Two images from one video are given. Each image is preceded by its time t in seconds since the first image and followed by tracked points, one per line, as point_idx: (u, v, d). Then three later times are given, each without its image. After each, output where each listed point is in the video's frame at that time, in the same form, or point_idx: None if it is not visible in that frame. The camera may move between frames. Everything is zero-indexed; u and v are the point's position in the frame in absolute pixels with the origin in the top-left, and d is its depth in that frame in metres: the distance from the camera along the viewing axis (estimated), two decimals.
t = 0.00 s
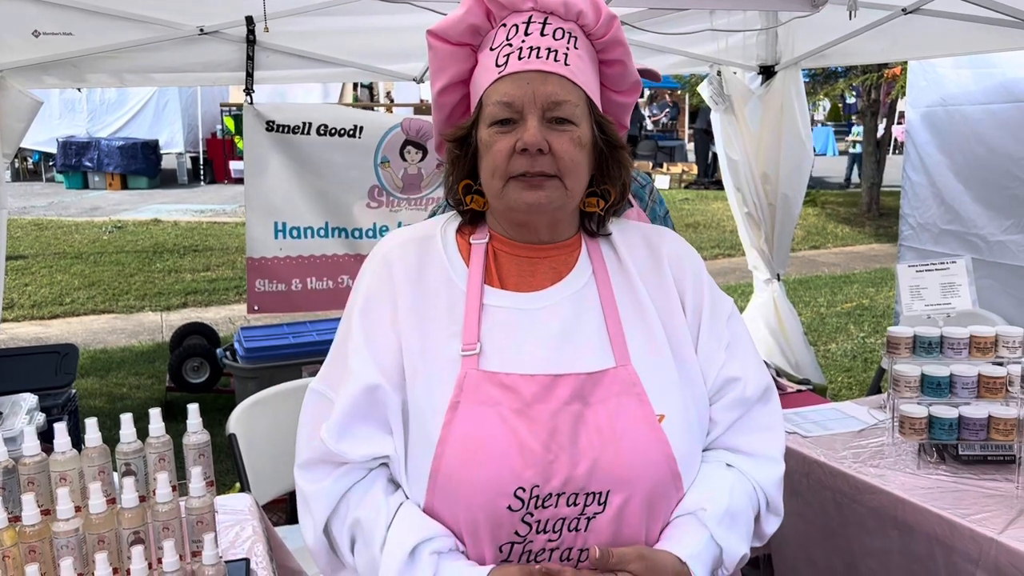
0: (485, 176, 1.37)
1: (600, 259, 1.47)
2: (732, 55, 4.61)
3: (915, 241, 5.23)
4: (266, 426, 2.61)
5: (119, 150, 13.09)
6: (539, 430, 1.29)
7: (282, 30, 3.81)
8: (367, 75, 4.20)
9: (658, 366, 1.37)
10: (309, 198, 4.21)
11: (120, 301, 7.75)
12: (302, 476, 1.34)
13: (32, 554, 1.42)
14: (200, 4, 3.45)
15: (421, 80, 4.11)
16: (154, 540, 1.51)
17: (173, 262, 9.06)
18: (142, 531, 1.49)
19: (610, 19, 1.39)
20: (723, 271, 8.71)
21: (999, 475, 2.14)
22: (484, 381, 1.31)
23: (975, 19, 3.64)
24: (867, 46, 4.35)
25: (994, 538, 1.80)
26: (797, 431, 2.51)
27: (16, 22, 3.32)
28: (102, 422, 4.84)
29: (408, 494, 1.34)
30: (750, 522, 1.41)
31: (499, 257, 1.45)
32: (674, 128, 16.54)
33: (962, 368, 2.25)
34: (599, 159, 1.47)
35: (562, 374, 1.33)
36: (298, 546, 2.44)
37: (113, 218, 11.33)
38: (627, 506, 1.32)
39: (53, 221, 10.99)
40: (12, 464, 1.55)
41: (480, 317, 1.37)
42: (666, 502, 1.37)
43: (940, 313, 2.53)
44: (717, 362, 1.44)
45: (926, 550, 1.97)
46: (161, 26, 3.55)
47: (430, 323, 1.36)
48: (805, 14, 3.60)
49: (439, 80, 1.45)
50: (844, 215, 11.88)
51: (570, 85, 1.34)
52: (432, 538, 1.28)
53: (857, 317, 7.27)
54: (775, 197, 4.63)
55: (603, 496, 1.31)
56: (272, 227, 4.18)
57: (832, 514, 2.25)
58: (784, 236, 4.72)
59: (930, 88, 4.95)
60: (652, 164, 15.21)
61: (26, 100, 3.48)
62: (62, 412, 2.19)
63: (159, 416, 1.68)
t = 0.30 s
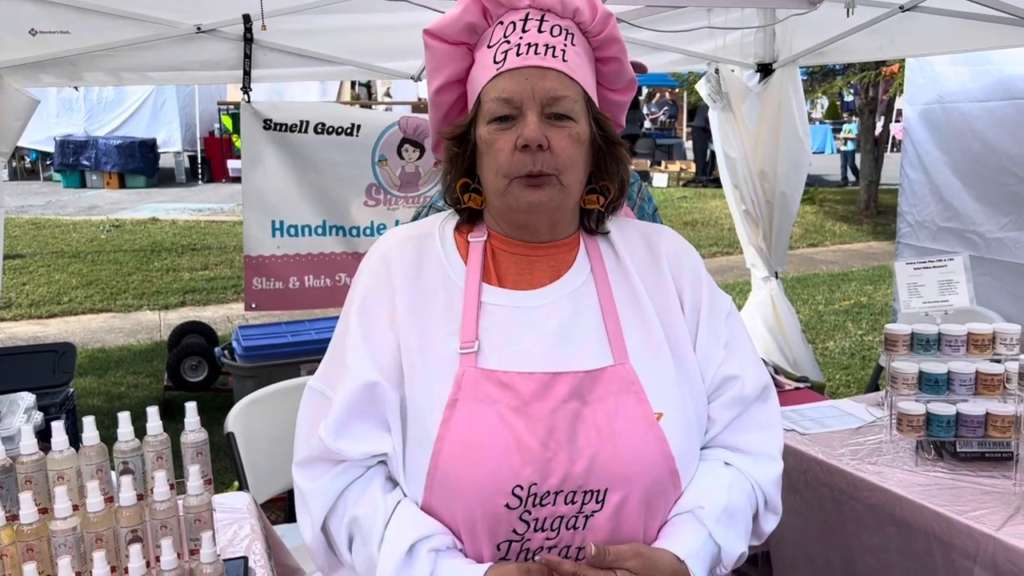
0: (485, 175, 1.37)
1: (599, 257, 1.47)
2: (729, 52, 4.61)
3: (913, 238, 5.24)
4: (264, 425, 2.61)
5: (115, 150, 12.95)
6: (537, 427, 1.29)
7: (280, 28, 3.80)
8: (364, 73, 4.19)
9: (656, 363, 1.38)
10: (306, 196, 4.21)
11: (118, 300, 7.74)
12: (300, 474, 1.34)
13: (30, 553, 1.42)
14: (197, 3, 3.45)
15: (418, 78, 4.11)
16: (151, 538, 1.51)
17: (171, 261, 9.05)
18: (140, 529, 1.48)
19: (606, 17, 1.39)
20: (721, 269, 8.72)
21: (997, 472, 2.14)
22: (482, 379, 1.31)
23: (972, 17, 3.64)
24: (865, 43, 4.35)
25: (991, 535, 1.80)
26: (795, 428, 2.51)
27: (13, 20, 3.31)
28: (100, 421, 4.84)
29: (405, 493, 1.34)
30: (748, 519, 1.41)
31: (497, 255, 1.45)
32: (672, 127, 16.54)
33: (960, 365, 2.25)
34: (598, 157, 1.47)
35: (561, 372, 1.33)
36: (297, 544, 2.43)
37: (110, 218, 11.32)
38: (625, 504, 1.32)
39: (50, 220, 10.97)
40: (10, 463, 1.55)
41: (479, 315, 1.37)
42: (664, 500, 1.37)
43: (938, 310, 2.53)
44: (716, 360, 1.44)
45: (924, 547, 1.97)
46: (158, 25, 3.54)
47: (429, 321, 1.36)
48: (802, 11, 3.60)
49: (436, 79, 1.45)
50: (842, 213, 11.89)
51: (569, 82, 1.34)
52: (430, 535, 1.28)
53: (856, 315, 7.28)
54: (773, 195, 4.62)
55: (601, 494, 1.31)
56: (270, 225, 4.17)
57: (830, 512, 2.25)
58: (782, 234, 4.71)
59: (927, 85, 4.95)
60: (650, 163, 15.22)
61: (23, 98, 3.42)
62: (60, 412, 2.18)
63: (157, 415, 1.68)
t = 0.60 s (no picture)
0: (496, 173, 1.36)
1: (599, 256, 1.47)
2: (728, 50, 4.64)
3: (911, 235, 5.24)
4: (263, 423, 2.61)
5: (114, 148, 13.06)
6: (538, 429, 1.29)
7: (277, 26, 3.79)
8: (361, 71, 4.19)
9: (658, 361, 1.38)
10: (304, 195, 4.20)
11: (116, 299, 7.73)
12: (300, 475, 1.34)
13: (28, 551, 1.42)
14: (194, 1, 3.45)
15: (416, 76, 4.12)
16: (150, 536, 1.51)
17: (169, 260, 9.04)
18: (139, 528, 1.48)
19: (605, 13, 1.42)
20: (720, 267, 8.72)
21: (995, 469, 2.14)
22: (482, 380, 1.31)
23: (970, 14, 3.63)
24: (863, 40, 4.35)
25: (990, 531, 1.80)
26: (794, 425, 2.51)
27: (10, 19, 3.31)
28: (98, 420, 4.83)
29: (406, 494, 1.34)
30: (750, 518, 1.41)
31: (498, 254, 1.45)
32: (670, 125, 16.54)
33: (958, 362, 2.25)
34: (604, 152, 1.51)
35: (561, 373, 1.33)
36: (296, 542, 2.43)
37: (108, 217, 11.31)
38: (625, 505, 1.32)
39: (48, 219, 10.96)
40: (8, 462, 1.55)
41: (479, 315, 1.37)
42: (665, 501, 1.37)
43: (937, 307, 2.53)
44: (718, 359, 1.43)
45: (923, 543, 1.97)
46: (155, 23, 3.54)
47: (429, 320, 1.36)
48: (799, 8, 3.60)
49: (434, 74, 1.45)
50: (841, 211, 11.89)
51: (577, 78, 1.35)
52: (430, 535, 1.27)
53: (854, 312, 7.28)
54: (771, 192, 4.63)
55: (602, 496, 1.31)
56: (267, 223, 4.17)
57: (829, 509, 2.25)
58: (780, 232, 4.70)
59: (924, 82, 4.95)
60: (648, 161, 15.23)
61: (20, 97, 3.40)
62: (59, 410, 2.18)
63: (155, 413, 1.68)
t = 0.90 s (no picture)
0: (490, 168, 1.36)
1: (600, 258, 1.47)
2: (725, 48, 4.63)
3: (910, 233, 5.24)
4: (261, 422, 2.61)
5: (112, 147, 13.05)
6: (539, 435, 1.29)
7: (274, 25, 3.78)
8: (360, 69, 4.18)
9: (658, 362, 1.38)
10: (302, 193, 4.20)
11: (114, 298, 7.73)
12: (299, 481, 1.33)
13: (26, 551, 1.42)
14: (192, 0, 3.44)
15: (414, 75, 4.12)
16: (148, 536, 1.51)
17: (168, 259, 9.04)
18: (137, 527, 1.48)
19: (607, 8, 1.42)
20: (719, 265, 8.73)
21: (993, 466, 2.15)
22: (482, 384, 1.31)
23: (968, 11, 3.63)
24: (861, 37, 4.35)
25: (988, 529, 1.80)
26: (792, 423, 2.51)
27: (6, 18, 3.30)
28: (97, 420, 4.83)
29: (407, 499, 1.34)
30: (752, 522, 1.41)
31: (498, 256, 1.45)
32: (669, 122, 16.54)
33: (957, 360, 2.25)
34: (604, 150, 1.50)
35: (561, 379, 1.33)
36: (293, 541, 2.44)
37: (106, 216, 11.30)
38: (626, 511, 1.32)
39: (46, 219, 10.95)
40: (6, 461, 1.55)
41: (479, 318, 1.37)
42: (667, 506, 1.36)
43: (935, 304, 2.54)
44: (719, 361, 1.43)
45: (921, 540, 1.98)
46: (152, 21, 3.53)
47: (429, 321, 1.36)
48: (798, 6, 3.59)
49: (432, 70, 1.45)
50: (839, 208, 11.90)
51: (575, 73, 1.35)
52: (430, 543, 1.27)
53: (853, 310, 7.29)
54: (769, 190, 4.63)
55: (603, 501, 1.31)
56: (266, 222, 4.17)
57: (828, 507, 2.25)
58: (779, 230, 4.70)
59: (922, 79, 4.95)
60: (647, 159, 15.22)
61: (17, 96, 3.39)
62: (57, 409, 2.17)
63: (154, 412, 1.68)
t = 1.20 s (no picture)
0: (481, 158, 1.37)
1: (602, 250, 1.47)
2: (724, 45, 4.62)
3: (910, 231, 5.24)
4: (260, 421, 2.60)
5: (111, 146, 13.04)
6: (539, 424, 1.29)
7: (272, 24, 3.77)
8: (358, 68, 4.17)
9: (659, 356, 1.38)
10: (301, 192, 4.19)
11: (113, 298, 7.72)
12: (285, 451, 1.33)
13: (24, 552, 1.41)
14: None
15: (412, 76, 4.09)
16: (147, 536, 1.51)
17: (167, 258, 9.03)
18: (135, 527, 1.48)
19: (611, 6, 1.42)
20: (718, 263, 8.72)
21: (992, 464, 2.15)
22: (481, 374, 1.31)
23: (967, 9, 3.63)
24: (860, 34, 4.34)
25: (988, 527, 1.80)
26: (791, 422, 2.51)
27: (4, 17, 3.29)
28: (96, 419, 4.83)
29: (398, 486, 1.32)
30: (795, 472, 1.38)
31: (497, 248, 1.45)
32: (668, 121, 16.54)
33: (956, 358, 2.25)
34: (599, 144, 1.48)
35: (561, 368, 1.33)
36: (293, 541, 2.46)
37: (105, 215, 11.30)
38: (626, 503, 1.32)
39: (45, 217, 10.98)
40: (4, 461, 1.54)
41: (478, 309, 1.37)
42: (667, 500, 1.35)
43: (934, 302, 2.53)
44: (725, 358, 1.42)
45: (920, 538, 1.97)
46: (150, 20, 3.52)
47: (427, 310, 1.36)
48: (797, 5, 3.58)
49: (438, 63, 1.47)
50: (839, 206, 11.90)
51: (568, 63, 1.34)
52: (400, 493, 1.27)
53: (852, 308, 7.29)
54: (768, 188, 4.62)
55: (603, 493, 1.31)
56: (265, 221, 4.16)
57: (827, 505, 2.25)
58: (779, 228, 4.70)
59: (921, 77, 4.94)
60: (646, 157, 15.21)
61: (15, 95, 3.38)
62: (56, 409, 2.16)
63: (152, 411, 1.67)
